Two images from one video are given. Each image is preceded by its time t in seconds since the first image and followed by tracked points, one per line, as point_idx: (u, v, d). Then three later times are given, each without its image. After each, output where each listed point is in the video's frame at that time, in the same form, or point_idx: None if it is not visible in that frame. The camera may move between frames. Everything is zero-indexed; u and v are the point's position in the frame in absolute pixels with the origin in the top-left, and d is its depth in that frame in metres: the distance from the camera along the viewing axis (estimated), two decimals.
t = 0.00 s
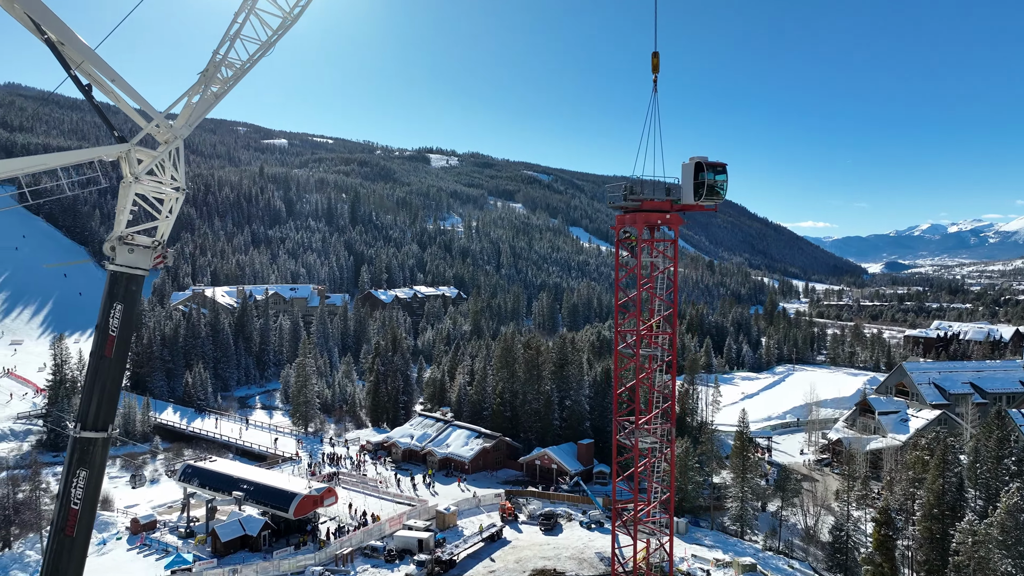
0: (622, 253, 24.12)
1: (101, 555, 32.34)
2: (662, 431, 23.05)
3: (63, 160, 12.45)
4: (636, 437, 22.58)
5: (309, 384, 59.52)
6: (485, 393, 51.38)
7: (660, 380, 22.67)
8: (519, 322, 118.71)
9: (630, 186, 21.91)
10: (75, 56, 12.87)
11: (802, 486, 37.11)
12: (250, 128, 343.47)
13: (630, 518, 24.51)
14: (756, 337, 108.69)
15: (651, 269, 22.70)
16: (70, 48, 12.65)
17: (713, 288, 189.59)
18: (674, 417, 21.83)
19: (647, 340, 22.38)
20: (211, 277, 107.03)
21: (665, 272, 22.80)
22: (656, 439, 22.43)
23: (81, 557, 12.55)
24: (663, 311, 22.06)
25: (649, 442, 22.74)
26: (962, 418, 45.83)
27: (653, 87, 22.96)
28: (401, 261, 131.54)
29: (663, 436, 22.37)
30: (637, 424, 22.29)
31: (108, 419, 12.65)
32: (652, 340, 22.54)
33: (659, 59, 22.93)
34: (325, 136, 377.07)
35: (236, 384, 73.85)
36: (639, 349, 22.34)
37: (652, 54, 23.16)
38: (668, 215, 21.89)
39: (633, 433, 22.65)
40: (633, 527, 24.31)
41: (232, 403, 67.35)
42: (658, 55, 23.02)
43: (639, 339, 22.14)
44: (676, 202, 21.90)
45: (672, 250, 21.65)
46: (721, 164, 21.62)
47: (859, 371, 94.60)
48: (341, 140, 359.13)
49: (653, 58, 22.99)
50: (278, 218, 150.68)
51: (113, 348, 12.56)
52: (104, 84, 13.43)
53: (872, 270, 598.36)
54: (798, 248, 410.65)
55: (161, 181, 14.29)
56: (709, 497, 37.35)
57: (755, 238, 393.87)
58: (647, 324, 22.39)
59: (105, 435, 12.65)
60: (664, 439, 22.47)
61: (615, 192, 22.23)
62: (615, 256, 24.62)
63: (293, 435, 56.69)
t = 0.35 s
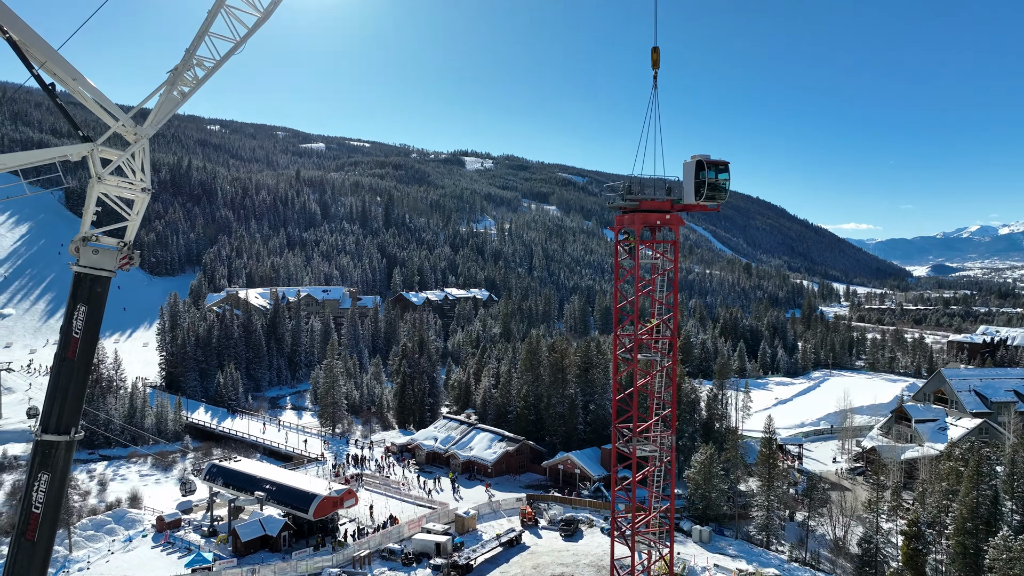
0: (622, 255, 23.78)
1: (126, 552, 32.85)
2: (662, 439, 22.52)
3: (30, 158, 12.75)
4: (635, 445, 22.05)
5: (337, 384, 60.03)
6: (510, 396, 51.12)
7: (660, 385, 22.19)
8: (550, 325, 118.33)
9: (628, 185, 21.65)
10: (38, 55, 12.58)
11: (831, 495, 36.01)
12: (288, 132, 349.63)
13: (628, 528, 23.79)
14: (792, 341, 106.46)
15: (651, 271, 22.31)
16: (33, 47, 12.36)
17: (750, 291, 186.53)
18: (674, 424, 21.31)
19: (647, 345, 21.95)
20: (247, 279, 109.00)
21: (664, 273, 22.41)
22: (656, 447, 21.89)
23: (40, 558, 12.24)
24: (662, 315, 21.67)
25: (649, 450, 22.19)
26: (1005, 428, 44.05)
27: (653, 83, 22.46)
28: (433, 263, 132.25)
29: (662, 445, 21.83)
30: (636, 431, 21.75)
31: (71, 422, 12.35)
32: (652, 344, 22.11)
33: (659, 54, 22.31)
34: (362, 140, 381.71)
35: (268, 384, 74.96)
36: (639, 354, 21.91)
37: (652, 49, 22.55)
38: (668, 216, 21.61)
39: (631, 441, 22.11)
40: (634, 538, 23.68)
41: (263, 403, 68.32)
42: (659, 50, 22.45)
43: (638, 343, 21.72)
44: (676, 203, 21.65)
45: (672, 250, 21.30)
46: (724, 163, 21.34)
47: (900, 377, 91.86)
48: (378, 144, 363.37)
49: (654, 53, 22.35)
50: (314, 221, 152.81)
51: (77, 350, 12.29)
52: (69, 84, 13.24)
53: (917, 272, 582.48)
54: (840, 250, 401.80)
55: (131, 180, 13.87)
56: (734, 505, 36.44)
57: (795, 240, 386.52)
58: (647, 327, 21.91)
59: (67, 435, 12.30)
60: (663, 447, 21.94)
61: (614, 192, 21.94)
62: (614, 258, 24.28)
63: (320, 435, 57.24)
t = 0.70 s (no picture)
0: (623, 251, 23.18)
1: (138, 554, 32.89)
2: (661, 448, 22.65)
3: None
4: (632, 457, 22.21)
5: (354, 388, 60.02)
6: (526, 401, 50.67)
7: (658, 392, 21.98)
8: (570, 329, 117.60)
9: (625, 186, 21.13)
10: None
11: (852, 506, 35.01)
12: (313, 137, 353.06)
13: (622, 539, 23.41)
14: (817, 346, 104.40)
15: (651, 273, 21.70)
16: None
17: (775, 295, 183.82)
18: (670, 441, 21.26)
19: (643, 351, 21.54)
20: (268, 283, 109.84)
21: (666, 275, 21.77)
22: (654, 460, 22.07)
23: None
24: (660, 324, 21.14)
25: (646, 460, 22.48)
26: None
27: (653, 78, 21.96)
28: (453, 267, 132.25)
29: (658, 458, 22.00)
30: (631, 444, 21.89)
31: (23, 432, 12.15)
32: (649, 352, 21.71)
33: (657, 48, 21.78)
34: (386, 145, 384.02)
35: (287, 388, 75.32)
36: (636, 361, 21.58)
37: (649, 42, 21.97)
38: (666, 217, 21.14)
39: (628, 452, 22.27)
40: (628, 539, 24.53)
41: (281, 406, 68.60)
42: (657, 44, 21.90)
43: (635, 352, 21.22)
44: (675, 204, 21.18)
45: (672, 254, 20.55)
46: (723, 161, 20.78)
47: (929, 384, 89.60)
48: (402, 149, 365.41)
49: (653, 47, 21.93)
50: (336, 225, 153.76)
51: (30, 358, 12.17)
52: (22, 80, 12.81)
53: (949, 276, 570.61)
54: (868, 253, 394.97)
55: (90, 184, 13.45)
56: (751, 515, 35.55)
57: (822, 243, 380.76)
58: (645, 334, 21.42)
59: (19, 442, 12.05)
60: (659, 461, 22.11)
61: (611, 194, 21.36)
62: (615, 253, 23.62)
63: (336, 439, 57.28)
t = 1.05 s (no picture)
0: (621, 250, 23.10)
1: (163, 553, 33.39)
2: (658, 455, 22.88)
3: None
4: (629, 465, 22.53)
5: (380, 391, 60.32)
6: (550, 405, 50.39)
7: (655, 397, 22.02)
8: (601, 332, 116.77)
9: (622, 187, 21.27)
10: None
11: (882, 515, 34.07)
12: (349, 142, 357.41)
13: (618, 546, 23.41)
14: (854, 351, 102.02)
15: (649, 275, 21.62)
16: None
17: (812, 299, 180.22)
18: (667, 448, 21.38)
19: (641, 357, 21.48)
20: (300, 286, 111.40)
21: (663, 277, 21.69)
22: (651, 467, 22.39)
23: None
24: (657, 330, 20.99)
25: (644, 466, 22.79)
26: None
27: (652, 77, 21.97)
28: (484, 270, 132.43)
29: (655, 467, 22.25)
30: (627, 452, 22.19)
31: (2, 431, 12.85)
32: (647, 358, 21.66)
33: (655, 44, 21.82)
34: (420, 149, 386.79)
35: (317, 390, 76.10)
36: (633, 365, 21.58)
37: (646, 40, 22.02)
38: (664, 218, 21.34)
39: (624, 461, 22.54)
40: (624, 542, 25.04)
41: (310, 408, 69.35)
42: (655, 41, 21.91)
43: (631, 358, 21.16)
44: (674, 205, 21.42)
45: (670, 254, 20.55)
46: (721, 159, 20.99)
47: (971, 391, 86.73)
48: (435, 153, 367.75)
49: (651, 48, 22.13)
50: (368, 228, 155.26)
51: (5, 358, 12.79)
52: None
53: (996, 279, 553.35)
54: (911, 256, 385.10)
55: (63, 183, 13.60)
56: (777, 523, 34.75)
57: (862, 245, 372.35)
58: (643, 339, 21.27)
59: None
60: (656, 469, 22.37)
61: (607, 196, 21.47)
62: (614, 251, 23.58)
63: (362, 441, 57.68)
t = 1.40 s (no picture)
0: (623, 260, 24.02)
1: (196, 549, 34.11)
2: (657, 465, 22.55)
3: None
4: (626, 472, 22.16)
5: (414, 392, 60.77)
6: (582, 409, 50.05)
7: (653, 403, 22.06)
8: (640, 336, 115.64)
9: (620, 188, 22.73)
10: None
11: (920, 527, 32.86)
12: (391, 146, 361.75)
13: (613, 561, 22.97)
14: (903, 356, 98.78)
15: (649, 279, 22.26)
16: None
17: (860, 301, 175.24)
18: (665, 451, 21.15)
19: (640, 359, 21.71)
20: (341, 288, 113.12)
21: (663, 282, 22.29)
22: (649, 476, 21.97)
23: None
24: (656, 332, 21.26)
25: (642, 476, 22.36)
26: None
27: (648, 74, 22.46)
28: (522, 273, 132.51)
29: (654, 476, 21.81)
30: (624, 458, 21.83)
31: None
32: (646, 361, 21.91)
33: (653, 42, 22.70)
34: (461, 152, 389.24)
35: (355, 391, 77.03)
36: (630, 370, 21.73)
37: (645, 38, 22.67)
38: (662, 220, 22.83)
39: (621, 468, 22.22)
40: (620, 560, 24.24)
41: (347, 409, 70.28)
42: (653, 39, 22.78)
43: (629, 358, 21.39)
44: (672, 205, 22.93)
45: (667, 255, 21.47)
46: (721, 160, 22.54)
47: None
48: (476, 156, 369.53)
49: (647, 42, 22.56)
50: (408, 231, 156.90)
51: None
52: None
53: None
54: (967, 257, 371.59)
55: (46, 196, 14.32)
56: (809, 532, 33.87)
57: (916, 247, 360.82)
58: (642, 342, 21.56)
59: None
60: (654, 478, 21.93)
61: (603, 198, 23.02)
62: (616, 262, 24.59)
63: (395, 442, 58.20)
